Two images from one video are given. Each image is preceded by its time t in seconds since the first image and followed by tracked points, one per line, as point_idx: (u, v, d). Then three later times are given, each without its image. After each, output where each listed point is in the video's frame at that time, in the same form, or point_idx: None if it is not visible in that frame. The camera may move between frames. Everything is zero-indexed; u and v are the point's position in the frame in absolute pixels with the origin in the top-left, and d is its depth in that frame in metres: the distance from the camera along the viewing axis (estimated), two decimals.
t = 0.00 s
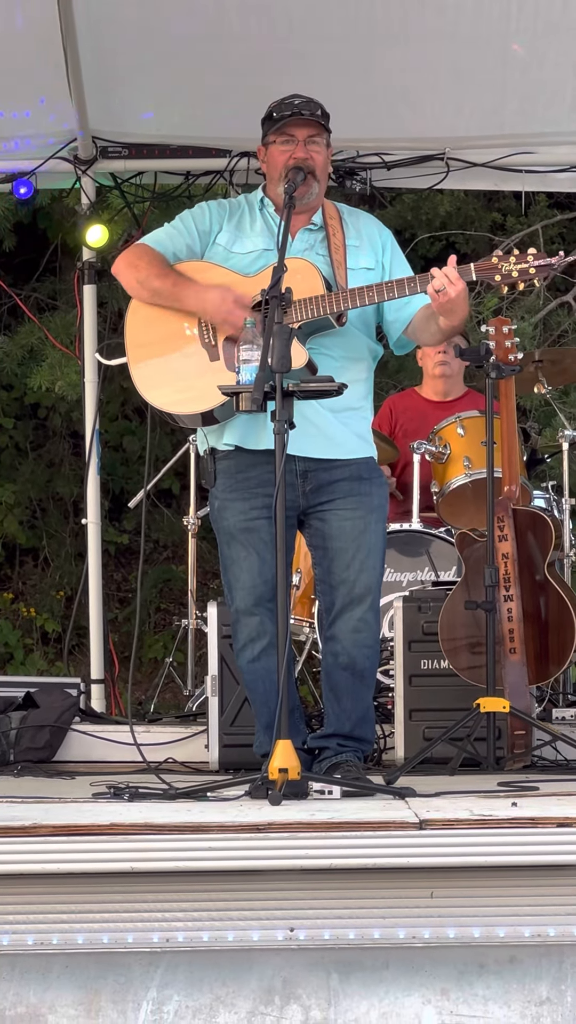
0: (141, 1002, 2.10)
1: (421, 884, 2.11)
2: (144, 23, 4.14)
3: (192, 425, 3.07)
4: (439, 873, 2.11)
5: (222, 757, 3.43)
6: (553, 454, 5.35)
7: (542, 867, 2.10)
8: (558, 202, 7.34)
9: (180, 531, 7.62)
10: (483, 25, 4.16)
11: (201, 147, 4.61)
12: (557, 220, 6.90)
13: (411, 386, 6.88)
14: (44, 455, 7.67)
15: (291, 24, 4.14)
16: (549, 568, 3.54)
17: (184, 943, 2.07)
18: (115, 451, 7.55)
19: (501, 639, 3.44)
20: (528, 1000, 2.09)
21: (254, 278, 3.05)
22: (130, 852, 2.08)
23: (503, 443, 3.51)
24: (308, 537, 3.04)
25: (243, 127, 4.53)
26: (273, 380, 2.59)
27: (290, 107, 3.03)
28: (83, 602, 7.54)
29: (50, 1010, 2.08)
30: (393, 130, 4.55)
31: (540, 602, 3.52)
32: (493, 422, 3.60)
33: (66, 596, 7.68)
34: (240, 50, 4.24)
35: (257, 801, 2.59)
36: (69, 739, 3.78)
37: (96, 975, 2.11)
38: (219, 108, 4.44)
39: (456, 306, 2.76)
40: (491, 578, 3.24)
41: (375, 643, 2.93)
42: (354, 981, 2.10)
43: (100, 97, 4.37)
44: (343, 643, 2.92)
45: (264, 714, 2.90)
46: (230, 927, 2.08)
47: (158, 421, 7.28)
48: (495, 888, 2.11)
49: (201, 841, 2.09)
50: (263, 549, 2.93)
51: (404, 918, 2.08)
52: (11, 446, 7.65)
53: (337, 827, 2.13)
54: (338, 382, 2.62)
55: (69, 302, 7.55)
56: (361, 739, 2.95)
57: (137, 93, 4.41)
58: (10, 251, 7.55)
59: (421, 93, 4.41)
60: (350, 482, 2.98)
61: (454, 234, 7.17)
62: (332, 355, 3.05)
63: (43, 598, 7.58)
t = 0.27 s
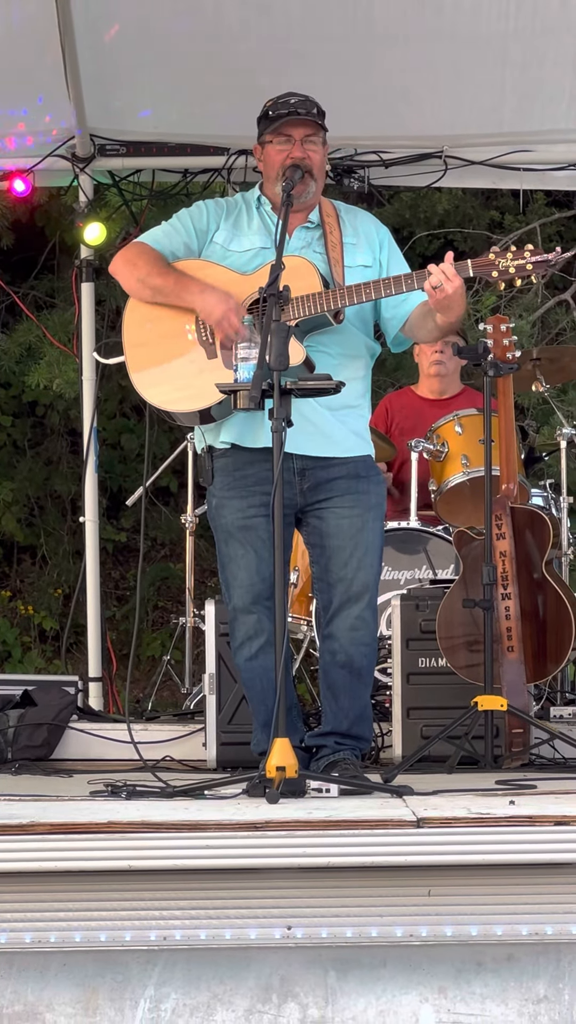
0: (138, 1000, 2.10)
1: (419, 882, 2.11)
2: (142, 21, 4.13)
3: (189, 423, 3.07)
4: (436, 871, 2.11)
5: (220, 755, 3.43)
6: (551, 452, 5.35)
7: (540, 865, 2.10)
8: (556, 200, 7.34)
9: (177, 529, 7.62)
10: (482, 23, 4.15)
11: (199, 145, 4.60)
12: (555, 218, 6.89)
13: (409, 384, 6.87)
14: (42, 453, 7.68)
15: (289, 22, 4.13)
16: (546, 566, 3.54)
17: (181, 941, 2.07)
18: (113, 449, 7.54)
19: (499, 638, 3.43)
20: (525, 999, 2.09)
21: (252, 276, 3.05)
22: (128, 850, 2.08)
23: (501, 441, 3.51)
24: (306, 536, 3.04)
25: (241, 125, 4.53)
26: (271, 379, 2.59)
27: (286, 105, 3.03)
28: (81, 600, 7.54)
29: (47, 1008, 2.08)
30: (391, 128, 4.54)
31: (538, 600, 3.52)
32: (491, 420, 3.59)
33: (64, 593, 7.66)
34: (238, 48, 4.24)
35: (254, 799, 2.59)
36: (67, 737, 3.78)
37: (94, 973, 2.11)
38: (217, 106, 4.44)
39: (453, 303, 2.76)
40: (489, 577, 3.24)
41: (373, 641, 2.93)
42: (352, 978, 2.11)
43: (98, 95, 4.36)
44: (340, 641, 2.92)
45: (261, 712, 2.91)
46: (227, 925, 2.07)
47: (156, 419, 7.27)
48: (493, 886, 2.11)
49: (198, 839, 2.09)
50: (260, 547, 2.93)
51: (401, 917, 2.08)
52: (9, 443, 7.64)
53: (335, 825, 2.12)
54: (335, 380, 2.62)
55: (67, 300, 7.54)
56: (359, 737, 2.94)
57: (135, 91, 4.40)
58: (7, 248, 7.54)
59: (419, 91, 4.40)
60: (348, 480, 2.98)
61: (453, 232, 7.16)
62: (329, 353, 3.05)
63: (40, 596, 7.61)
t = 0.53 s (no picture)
0: (136, 998, 2.09)
1: (417, 880, 2.11)
2: (140, 18, 4.12)
3: (187, 422, 3.06)
4: (434, 869, 2.11)
5: (218, 753, 3.43)
6: (549, 451, 5.35)
7: (538, 863, 2.10)
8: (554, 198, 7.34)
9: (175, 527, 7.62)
10: (480, 21, 4.15)
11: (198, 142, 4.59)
12: (553, 216, 6.89)
13: (407, 383, 6.88)
14: (40, 451, 7.66)
15: (288, 19, 4.12)
16: (544, 565, 3.54)
17: (179, 939, 2.07)
18: (111, 447, 7.54)
19: (497, 636, 3.44)
20: (523, 997, 2.09)
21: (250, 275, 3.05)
22: (126, 847, 2.08)
23: (499, 439, 3.51)
24: (304, 534, 3.03)
25: (239, 122, 4.52)
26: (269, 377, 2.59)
27: (282, 104, 3.02)
28: (79, 598, 7.54)
29: (45, 1006, 2.08)
30: (389, 126, 4.54)
31: (537, 598, 3.52)
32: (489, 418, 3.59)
33: (62, 592, 7.67)
34: (237, 45, 4.23)
35: (252, 798, 2.59)
36: (65, 735, 3.78)
37: (92, 971, 2.11)
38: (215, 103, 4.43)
39: (450, 301, 2.75)
40: (488, 575, 3.24)
41: (371, 640, 2.93)
42: (350, 976, 2.11)
43: (97, 92, 4.35)
44: (338, 640, 2.91)
45: (259, 709, 2.92)
46: (225, 923, 2.07)
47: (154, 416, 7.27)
48: (491, 884, 2.11)
49: (196, 837, 2.09)
50: (258, 545, 2.92)
51: (399, 915, 2.08)
52: (7, 441, 7.63)
53: (333, 823, 2.12)
54: (334, 378, 2.62)
55: (65, 298, 7.54)
56: (357, 735, 2.95)
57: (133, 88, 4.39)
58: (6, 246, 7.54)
59: (418, 89, 4.40)
60: (346, 478, 2.97)
61: (451, 231, 7.16)
62: (327, 351, 3.04)
63: (38, 594, 7.61)
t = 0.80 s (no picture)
0: (135, 996, 2.10)
1: (416, 878, 2.11)
2: (139, 15, 4.12)
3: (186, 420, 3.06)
4: (433, 867, 2.11)
5: (217, 750, 3.43)
6: (548, 448, 5.35)
7: (537, 861, 2.10)
8: (554, 196, 7.34)
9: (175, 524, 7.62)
10: (480, 18, 4.14)
11: (197, 139, 4.59)
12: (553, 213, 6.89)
13: (406, 380, 6.88)
14: (39, 449, 7.65)
15: (287, 16, 4.12)
16: (544, 563, 3.54)
17: (178, 937, 2.07)
18: (110, 444, 7.54)
19: (496, 634, 3.42)
20: (522, 994, 2.09)
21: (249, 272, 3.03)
22: (125, 846, 2.07)
23: (499, 438, 3.50)
24: (303, 531, 3.03)
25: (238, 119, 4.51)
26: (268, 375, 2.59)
27: (280, 101, 3.02)
28: (78, 596, 7.54)
29: (45, 1004, 2.08)
30: (389, 123, 4.53)
31: (536, 596, 3.53)
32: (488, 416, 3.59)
33: (61, 589, 7.68)
34: (236, 42, 4.22)
35: (251, 795, 2.59)
36: (64, 733, 3.78)
37: (91, 969, 2.11)
38: (214, 101, 4.42)
39: (447, 298, 2.75)
40: (486, 573, 3.24)
41: (370, 637, 2.93)
42: (349, 974, 2.11)
43: (96, 89, 4.35)
44: (337, 637, 2.92)
45: (258, 707, 2.92)
46: (224, 921, 2.07)
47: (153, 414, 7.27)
48: (490, 882, 2.11)
49: (195, 834, 2.09)
50: (257, 543, 2.92)
51: (399, 912, 2.08)
52: (6, 438, 7.63)
53: (332, 821, 2.13)
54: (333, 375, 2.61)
55: (64, 295, 7.53)
56: (356, 733, 2.95)
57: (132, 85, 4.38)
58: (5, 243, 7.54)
59: (417, 86, 4.39)
60: (345, 475, 2.97)
61: (450, 228, 7.16)
62: (326, 349, 3.05)
63: (37, 592, 7.62)
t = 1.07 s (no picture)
0: (135, 994, 2.10)
1: (415, 876, 2.11)
2: (139, 13, 4.11)
3: (186, 418, 3.06)
4: (433, 865, 2.11)
5: (216, 748, 3.43)
6: (547, 446, 5.35)
7: (537, 859, 2.10)
8: (553, 194, 7.34)
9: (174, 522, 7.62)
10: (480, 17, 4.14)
11: (196, 137, 4.58)
12: (552, 211, 6.89)
13: (406, 379, 6.88)
14: (39, 446, 7.64)
15: (287, 14, 4.11)
16: (543, 560, 3.55)
17: (178, 935, 2.07)
18: (109, 442, 7.54)
19: (496, 632, 3.40)
20: (521, 993, 2.09)
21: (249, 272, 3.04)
22: (124, 844, 2.07)
23: (498, 436, 3.50)
24: (303, 529, 3.03)
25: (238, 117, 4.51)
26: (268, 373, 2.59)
27: (280, 100, 3.02)
28: (77, 594, 7.55)
29: (44, 1002, 2.08)
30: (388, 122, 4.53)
31: (535, 594, 3.53)
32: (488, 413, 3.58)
33: (61, 587, 7.69)
34: (235, 41, 4.22)
35: (251, 793, 2.59)
36: (64, 730, 3.78)
37: (90, 967, 2.11)
38: (214, 99, 4.42)
39: (448, 298, 2.75)
40: (486, 570, 3.24)
41: (370, 635, 2.93)
42: (349, 972, 2.11)
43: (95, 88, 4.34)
44: (337, 635, 2.91)
45: (258, 705, 2.92)
46: (224, 919, 2.08)
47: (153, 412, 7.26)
48: (490, 881, 2.11)
49: (195, 832, 2.09)
50: (257, 542, 2.92)
51: (398, 910, 2.08)
52: (6, 436, 7.62)
53: (332, 819, 2.12)
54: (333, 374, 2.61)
55: (64, 293, 7.53)
56: (355, 731, 2.95)
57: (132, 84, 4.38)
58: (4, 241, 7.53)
59: (417, 84, 4.39)
60: (345, 474, 2.97)
61: (450, 226, 7.16)
62: (327, 347, 3.05)
63: (36, 589, 7.63)
